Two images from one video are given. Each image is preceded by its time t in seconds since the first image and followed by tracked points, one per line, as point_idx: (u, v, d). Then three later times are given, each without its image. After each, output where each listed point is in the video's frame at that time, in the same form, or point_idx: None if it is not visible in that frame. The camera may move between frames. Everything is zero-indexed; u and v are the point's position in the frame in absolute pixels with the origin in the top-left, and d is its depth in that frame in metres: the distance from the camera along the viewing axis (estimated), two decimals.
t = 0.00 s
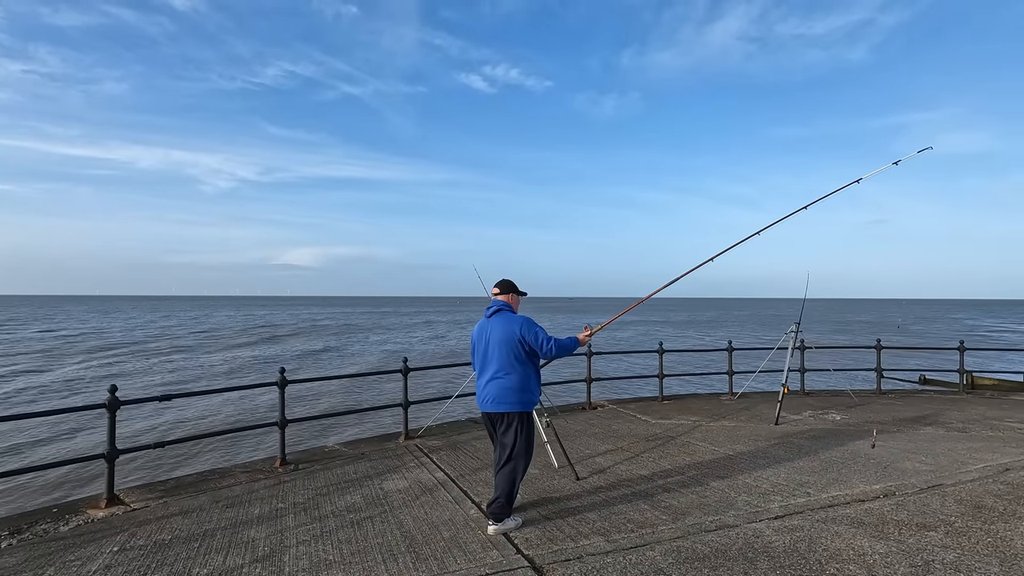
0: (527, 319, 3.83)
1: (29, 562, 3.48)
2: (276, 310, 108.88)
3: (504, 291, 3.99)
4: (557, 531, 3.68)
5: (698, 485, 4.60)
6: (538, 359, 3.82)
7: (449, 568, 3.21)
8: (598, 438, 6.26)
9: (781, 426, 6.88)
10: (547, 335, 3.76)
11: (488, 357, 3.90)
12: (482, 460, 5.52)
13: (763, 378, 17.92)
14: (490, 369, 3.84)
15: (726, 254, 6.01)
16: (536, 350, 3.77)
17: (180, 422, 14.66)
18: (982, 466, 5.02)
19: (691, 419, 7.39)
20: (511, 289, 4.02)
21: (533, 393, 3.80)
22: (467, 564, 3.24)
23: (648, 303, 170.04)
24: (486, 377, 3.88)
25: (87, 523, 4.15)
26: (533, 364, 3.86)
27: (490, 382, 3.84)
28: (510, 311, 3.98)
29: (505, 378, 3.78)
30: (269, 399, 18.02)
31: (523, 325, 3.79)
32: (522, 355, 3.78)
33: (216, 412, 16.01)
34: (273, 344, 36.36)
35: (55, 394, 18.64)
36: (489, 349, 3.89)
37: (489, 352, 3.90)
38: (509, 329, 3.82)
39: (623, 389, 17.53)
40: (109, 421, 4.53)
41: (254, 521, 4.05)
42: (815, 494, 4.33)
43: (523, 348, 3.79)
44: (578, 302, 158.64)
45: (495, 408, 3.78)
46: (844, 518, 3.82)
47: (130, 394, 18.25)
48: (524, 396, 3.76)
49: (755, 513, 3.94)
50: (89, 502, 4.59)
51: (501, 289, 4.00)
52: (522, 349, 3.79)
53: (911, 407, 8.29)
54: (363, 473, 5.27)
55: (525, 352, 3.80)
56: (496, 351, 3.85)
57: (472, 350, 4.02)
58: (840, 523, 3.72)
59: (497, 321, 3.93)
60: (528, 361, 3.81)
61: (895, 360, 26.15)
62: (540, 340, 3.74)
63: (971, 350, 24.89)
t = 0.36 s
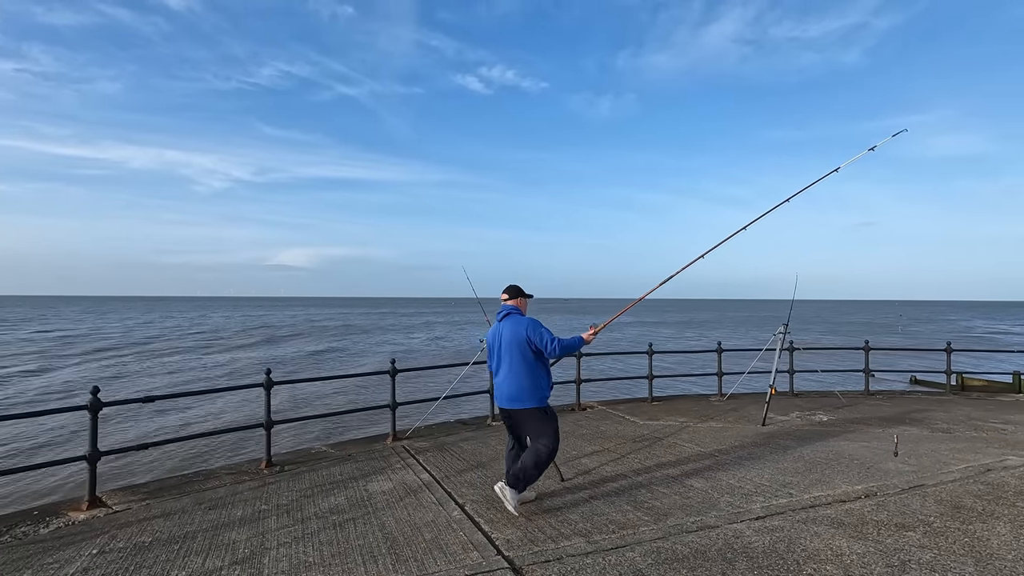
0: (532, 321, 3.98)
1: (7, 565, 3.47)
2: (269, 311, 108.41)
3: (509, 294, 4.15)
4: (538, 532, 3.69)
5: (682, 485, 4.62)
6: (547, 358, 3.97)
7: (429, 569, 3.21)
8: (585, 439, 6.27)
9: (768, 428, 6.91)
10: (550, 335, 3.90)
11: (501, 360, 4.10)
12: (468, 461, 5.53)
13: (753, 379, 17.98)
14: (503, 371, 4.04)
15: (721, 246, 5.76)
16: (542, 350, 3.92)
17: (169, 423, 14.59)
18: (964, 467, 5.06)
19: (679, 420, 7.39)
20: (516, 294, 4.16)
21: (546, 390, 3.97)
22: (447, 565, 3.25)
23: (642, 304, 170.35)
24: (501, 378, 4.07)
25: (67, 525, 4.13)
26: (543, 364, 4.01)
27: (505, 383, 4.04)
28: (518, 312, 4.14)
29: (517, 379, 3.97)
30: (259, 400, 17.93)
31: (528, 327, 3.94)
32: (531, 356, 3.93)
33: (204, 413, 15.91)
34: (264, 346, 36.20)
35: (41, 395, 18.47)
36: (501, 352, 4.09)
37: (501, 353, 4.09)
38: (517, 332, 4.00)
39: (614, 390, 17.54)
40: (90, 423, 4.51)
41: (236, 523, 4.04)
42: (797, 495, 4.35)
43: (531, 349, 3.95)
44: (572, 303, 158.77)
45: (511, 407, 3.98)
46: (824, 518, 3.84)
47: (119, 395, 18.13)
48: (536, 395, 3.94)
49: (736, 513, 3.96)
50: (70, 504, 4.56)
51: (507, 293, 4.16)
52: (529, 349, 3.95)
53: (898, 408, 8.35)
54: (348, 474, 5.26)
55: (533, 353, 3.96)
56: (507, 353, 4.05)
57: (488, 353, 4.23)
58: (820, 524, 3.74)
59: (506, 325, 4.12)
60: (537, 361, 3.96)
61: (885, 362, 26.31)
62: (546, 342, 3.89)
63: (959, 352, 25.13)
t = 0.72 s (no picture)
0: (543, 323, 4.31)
1: None
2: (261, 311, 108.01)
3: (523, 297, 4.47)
4: (514, 529, 3.75)
5: (659, 483, 4.69)
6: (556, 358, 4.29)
7: (404, 565, 3.27)
8: (568, 438, 6.33)
9: (749, 427, 6.99)
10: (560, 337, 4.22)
11: (512, 358, 4.41)
12: (451, 459, 5.59)
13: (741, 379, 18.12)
14: (513, 368, 4.35)
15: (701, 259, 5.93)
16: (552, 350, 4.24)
17: (158, 423, 14.55)
18: (937, 464, 5.16)
19: (662, 420, 7.47)
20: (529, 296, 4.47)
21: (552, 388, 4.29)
22: (422, 560, 3.31)
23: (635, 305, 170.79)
24: (510, 375, 4.38)
25: (48, 524, 4.15)
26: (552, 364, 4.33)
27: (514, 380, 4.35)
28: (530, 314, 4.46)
29: (529, 375, 4.29)
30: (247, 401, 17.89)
31: (540, 328, 4.28)
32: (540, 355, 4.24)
33: (192, 414, 15.86)
34: (255, 346, 36.10)
35: (28, 397, 18.35)
36: (513, 350, 4.40)
37: (512, 352, 4.41)
38: (529, 332, 4.32)
39: (603, 390, 17.63)
40: (72, 423, 4.53)
41: (216, 521, 4.07)
42: (771, 492, 4.44)
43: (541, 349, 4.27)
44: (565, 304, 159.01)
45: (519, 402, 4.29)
46: (794, 514, 3.92)
47: (108, 395, 18.06)
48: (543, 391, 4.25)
49: (710, 510, 4.04)
50: (52, 504, 4.58)
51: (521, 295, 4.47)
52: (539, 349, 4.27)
53: (878, 407, 8.47)
54: (331, 473, 5.30)
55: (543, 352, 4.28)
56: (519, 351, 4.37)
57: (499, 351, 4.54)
58: (790, 519, 3.82)
59: (519, 325, 4.43)
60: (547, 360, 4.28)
61: (872, 362, 26.56)
62: (555, 342, 4.21)
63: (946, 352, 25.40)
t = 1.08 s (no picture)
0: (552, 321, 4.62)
1: None
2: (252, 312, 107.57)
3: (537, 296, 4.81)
4: (490, 528, 3.81)
5: (636, 482, 4.76)
6: (565, 353, 4.59)
7: (379, 563, 3.33)
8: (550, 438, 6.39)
9: (730, 427, 7.08)
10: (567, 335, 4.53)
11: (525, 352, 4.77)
12: (434, 460, 5.64)
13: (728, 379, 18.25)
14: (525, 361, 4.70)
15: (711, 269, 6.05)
16: (560, 346, 4.56)
17: (145, 424, 14.48)
18: (909, 462, 5.27)
19: (645, 420, 7.55)
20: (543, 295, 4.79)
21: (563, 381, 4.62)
22: (397, 559, 3.36)
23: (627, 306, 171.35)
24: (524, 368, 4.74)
25: (28, 526, 4.17)
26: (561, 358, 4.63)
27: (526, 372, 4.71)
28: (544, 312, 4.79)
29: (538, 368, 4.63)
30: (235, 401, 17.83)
31: (551, 326, 4.60)
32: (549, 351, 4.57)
33: (179, 414, 15.80)
34: (244, 347, 35.95)
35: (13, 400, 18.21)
36: (526, 344, 4.76)
37: (526, 346, 4.77)
38: (540, 329, 4.66)
39: (592, 391, 17.71)
40: (54, 425, 4.55)
41: (196, 522, 4.11)
42: (745, 490, 4.52)
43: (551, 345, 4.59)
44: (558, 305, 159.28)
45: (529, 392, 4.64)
46: (765, 511, 4.01)
47: (95, 395, 17.95)
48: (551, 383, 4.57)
49: (684, 508, 4.12)
50: (32, 506, 4.59)
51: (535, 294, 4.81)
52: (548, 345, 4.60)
53: (858, 406, 8.59)
54: (314, 474, 5.35)
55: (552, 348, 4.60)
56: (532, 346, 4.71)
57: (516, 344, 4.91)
58: (760, 517, 3.91)
59: (532, 322, 4.78)
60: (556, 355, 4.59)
61: (859, 361, 26.81)
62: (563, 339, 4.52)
63: (932, 352, 25.69)
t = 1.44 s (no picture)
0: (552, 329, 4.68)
1: None
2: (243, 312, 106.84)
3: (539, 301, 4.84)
4: (474, 528, 3.83)
5: (621, 482, 4.79)
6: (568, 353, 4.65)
7: (363, 564, 3.34)
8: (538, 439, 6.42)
9: (716, 426, 7.13)
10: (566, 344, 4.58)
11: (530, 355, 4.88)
12: (421, 461, 5.65)
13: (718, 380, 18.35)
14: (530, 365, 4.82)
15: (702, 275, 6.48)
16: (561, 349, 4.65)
17: (132, 426, 14.37)
18: (890, 461, 5.33)
19: (633, 420, 7.58)
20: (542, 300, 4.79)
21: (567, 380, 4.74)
22: (381, 560, 3.38)
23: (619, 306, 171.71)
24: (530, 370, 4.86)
25: (10, 530, 4.14)
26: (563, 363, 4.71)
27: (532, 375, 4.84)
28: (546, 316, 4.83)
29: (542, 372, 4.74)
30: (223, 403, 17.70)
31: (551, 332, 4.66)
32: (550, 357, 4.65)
33: (166, 416, 15.67)
34: (234, 348, 35.72)
35: None
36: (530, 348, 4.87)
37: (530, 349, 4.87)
38: (542, 334, 4.74)
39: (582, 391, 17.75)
40: (36, 427, 4.52)
41: (180, 524, 4.10)
42: (728, 490, 4.57)
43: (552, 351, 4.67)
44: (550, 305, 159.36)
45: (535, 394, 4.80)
46: (747, 510, 4.05)
47: (82, 397, 17.79)
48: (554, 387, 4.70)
49: (667, 508, 4.15)
50: (15, 509, 4.56)
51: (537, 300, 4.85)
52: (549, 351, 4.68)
53: (844, 406, 8.67)
54: (300, 476, 5.34)
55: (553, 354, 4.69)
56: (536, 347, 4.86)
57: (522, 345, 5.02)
58: (742, 516, 3.95)
59: (536, 327, 4.85)
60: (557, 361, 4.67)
61: (848, 361, 27.00)
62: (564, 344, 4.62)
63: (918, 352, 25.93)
